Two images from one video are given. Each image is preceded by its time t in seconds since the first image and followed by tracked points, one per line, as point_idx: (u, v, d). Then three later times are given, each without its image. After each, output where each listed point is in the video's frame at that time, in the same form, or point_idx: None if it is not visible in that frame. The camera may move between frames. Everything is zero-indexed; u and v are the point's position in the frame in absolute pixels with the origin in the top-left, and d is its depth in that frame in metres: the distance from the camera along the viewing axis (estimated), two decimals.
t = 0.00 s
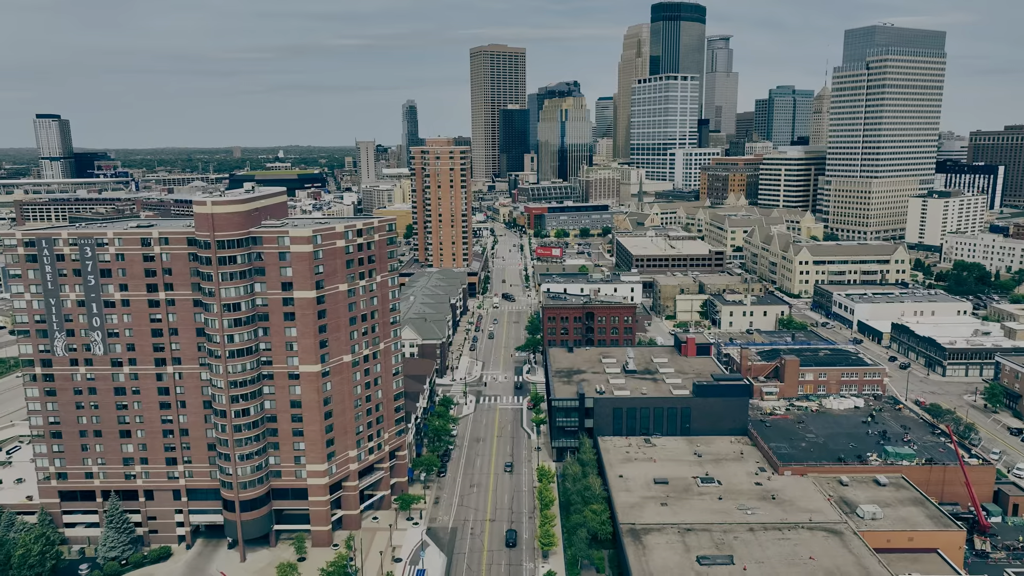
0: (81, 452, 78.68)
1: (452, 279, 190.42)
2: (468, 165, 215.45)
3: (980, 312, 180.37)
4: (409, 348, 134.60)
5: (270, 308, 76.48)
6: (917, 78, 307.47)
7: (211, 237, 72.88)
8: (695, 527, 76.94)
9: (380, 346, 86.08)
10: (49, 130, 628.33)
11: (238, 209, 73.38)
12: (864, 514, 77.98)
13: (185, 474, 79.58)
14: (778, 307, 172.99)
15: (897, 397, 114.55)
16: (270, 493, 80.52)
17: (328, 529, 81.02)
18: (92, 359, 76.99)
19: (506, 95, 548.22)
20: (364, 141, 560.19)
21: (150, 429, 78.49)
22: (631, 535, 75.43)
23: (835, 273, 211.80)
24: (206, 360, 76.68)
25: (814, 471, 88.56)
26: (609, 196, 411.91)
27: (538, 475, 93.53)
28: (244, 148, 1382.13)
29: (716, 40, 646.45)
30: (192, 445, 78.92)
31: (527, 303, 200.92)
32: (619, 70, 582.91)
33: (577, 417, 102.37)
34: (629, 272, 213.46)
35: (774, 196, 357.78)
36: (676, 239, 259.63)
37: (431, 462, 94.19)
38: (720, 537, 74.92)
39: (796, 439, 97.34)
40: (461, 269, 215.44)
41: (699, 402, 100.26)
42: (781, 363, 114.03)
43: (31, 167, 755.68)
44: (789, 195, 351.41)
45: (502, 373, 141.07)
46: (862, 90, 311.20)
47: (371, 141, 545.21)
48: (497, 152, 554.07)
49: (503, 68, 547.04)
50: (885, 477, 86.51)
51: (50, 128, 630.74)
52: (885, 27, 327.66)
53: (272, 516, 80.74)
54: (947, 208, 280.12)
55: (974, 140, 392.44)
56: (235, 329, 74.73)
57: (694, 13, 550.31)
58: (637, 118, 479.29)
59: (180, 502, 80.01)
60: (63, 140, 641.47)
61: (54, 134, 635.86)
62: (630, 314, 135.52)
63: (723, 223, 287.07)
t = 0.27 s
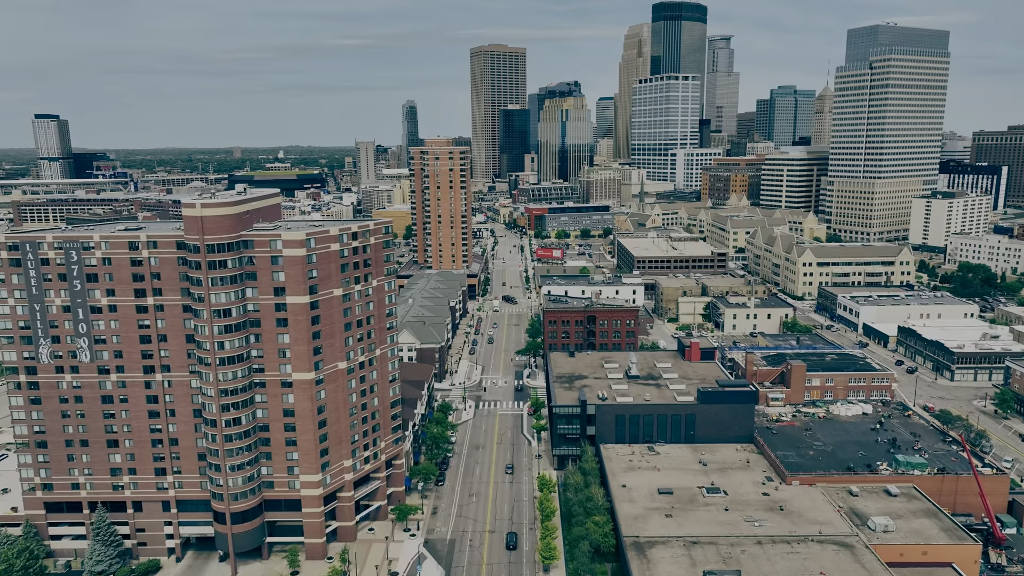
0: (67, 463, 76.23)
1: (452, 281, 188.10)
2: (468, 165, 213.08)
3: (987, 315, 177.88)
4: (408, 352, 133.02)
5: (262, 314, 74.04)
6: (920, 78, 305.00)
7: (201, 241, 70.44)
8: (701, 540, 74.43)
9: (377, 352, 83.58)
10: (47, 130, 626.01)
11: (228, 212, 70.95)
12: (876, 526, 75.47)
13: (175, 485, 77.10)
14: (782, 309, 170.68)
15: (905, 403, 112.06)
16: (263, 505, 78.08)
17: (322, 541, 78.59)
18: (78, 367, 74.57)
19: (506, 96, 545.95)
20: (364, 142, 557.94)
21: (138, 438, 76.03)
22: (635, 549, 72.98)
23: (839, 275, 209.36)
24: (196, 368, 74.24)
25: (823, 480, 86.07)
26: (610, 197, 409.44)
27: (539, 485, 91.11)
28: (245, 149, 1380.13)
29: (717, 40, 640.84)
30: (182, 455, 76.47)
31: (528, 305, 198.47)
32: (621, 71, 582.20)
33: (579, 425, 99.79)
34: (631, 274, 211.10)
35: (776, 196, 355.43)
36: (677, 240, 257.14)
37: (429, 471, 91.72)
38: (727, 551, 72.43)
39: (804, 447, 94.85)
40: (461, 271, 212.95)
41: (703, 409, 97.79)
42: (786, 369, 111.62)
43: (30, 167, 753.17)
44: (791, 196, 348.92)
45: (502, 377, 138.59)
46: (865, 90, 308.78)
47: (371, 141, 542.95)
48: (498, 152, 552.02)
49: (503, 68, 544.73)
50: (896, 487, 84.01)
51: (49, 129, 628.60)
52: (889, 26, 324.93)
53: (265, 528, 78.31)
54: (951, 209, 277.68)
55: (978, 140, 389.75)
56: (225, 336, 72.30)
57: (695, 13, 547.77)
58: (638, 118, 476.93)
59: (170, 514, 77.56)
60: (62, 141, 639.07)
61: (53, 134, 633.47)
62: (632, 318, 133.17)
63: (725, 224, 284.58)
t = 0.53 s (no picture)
0: (52, 473, 73.82)
1: (451, 283, 185.76)
2: (468, 166, 210.58)
3: (994, 318, 175.43)
4: (406, 355, 130.21)
5: (253, 320, 71.61)
6: (924, 78, 302.60)
7: (189, 244, 67.93)
8: (708, 554, 71.93)
9: (373, 359, 81.10)
10: (46, 130, 623.59)
11: (217, 214, 68.57)
12: (888, 539, 72.89)
13: (164, 496, 74.61)
14: (786, 312, 168.24)
15: (915, 409, 109.60)
16: (255, 516, 75.60)
17: (316, 554, 76.20)
18: (63, 374, 72.12)
19: (507, 96, 543.57)
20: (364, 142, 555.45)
21: (126, 448, 73.59)
22: (639, 563, 70.54)
23: (843, 277, 206.93)
24: (186, 376, 71.74)
25: (832, 490, 83.57)
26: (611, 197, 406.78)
27: (539, 494, 88.75)
28: (245, 150, 1379.48)
29: (718, 40, 641.57)
30: (171, 466, 74.01)
31: (528, 307, 195.89)
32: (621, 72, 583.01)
33: (581, 432, 97.22)
34: (633, 276, 208.53)
35: (778, 197, 352.98)
36: (679, 241, 254.64)
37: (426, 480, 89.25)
38: (734, 565, 69.92)
39: (812, 456, 92.33)
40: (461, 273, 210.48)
41: (708, 416, 95.28)
42: (793, 374, 109.15)
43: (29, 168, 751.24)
44: (794, 197, 346.43)
45: (502, 382, 136.07)
46: (868, 90, 306.23)
47: (371, 142, 540.63)
48: (498, 153, 549.88)
49: (504, 68, 542.27)
50: (907, 498, 81.48)
51: (48, 129, 627.08)
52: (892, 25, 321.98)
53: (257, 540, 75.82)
54: (955, 210, 275.27)
55: (980, 141, 387.29)
56: (215, 342, 69.85)
57: (696, 12, 545.01)
58: (639, 118, 474.59)
59: (158, 526, 75.09)
60: (61, 141, 636.61)
61: (52, 134, 630.86)
62: (635, 321, 130.67)
63: (727, 225, 282.07)
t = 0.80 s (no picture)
0: (36, 484, 71.36)
1: (451, 285, 183.30)
2: (468, 166, 208.12)
3: (1002, 321, 172.79)
4: (404, 360, 128.00)
5: (244, 326, 69.16)
6: (928, 77, 299.76)
7: (178, 248, 65.54)
8: (714, 569, 69.45)
9: (368, 366, 78.62)
10: (45, 131, 620.61)
11: (207, 217, 66.20)
12: (901, 553, 70.35)
13: (151, 508, 72.16)
14: (791, 315, 165.66)
15: (924, 415, 107.14)
16: (245, 529, 73.17)
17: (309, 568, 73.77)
18: (48, 383, 69.67)
19: (507, 96, 541.03)
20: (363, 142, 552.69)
21: (112, 458, 71.15)
22: None
23: (847, 279, 204.55)
24: (174, 384, 69.30)
25: (841, 501, 81.05)
26: (612, 198, 404.17)
27: (540, 505, 86.32)
28: (245, 150, 1376.91)
29: (719, 40, 639.98)
30: (159, 477, 71.54)
31: (529, 309, 193.40)
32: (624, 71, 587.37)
33: (582, 439, 94.79)
34: (634, 277, 205.96)
35: (781, 198, 350.53)
36: (681, 242, 252.12)
37: (424, 490, 86.79)
38: None
39: (820, 465, 89.86)
40: (460, 274, 208.05)
41: (713, 423, 92.81)
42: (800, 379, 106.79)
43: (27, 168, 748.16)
44: (796, 197, 343.88)
45: (502, 386, 133.65)
46: (872, 89, 303.35)
47: (371, 142, 538.15)
48: (498, 153, 547.58)
49: (504, 68, 539.71)
50: (920, 509, 78.97)
51: (46, 129, 623.75)
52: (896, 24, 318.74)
53: (248, 553, 73.39)
54: (960, 211, 272.78)
55: (984, 141, 384.65)
56: (205, 350, 67.37)
57: (697, 12, 542.20)
58: (640, 118, 471.99)
59: (146, 539, 72.71)
60: (59, 141, 633.78)
61: (50, 134, 627.75)
62: (637, 325, 128.33)
63: (730, 226, 279.51)
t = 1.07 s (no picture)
0: (19, 497, 68.93)
1: (450, 287, 180.97)
2: (467, 167, 205.67)
3: (1009, 323, 170.25)
4: (402, 364, 125.51)
5: (234, 333, 66.72)
6: (932, 77, 297.22)
7: (164, 252, 63.00)
8: None
9: (364, 373, 76.18)
10: (43, 130, 618.07)
11: (195, 219, 63.69)
12: (915, 569, 67.77)
13: (139, 521, 69.68)
14: (795, 317, 163.22)
15: (934, 422, 104.63)
16: (236, 542, 70.72)
17: None
18: (31, 392, 67.23)
19: (508, 95, 538.79)
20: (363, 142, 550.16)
21: (98, 470, 68.65)
22: None
23: (852, 281, 202.27)
24: (162, 393, 66.86)
25: (852, 512, 78.47)
26: (613, 198, 401.80)
27: (541, 516, 83.83)
28: (245, 150, 1374.71)
29: (720, 40, 637.92)
30: (147, 489, 69.06)
31: (530, 312, 191.06)
32: (625, 71, 588.44)
33: (584, 448, 92.30)
34: (636, 279, 203.48)
35: (783, 199, 348.17)
36: (683, 244, 249.65)
37: (422, 500, 84.35)
38: None
39: (829, 474, 87.37)
40: (460, 276, 205.66)
41: (719, 431, 90.31)
42: (806, 385, 104.47)
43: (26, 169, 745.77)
44: (798, 198, 341.47)
45: (502, 391, 131.17)
46: (875, 89, 300.69)
47: (370, 142, 535.73)
48: (499, 153, 545.47)
49: (504, 68, 537.32)
50: (933, 521, 76.41)
51: (44, 129, 620.83)
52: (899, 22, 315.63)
53: (239, 568, 70.94)
54: (964, 212, 270.27)
55: (987, 141, 382.12)
56: (193, 358, 64.89)
57: (698, 11, 539.75)
58: (641, 118, 469.56)
59: (134, 553, 70.28)
60: (58, 141, 630.74)
61: (49, 134, 625.07)
62: (640, 329, 125.92)
63: (732, 227, 276.87)
